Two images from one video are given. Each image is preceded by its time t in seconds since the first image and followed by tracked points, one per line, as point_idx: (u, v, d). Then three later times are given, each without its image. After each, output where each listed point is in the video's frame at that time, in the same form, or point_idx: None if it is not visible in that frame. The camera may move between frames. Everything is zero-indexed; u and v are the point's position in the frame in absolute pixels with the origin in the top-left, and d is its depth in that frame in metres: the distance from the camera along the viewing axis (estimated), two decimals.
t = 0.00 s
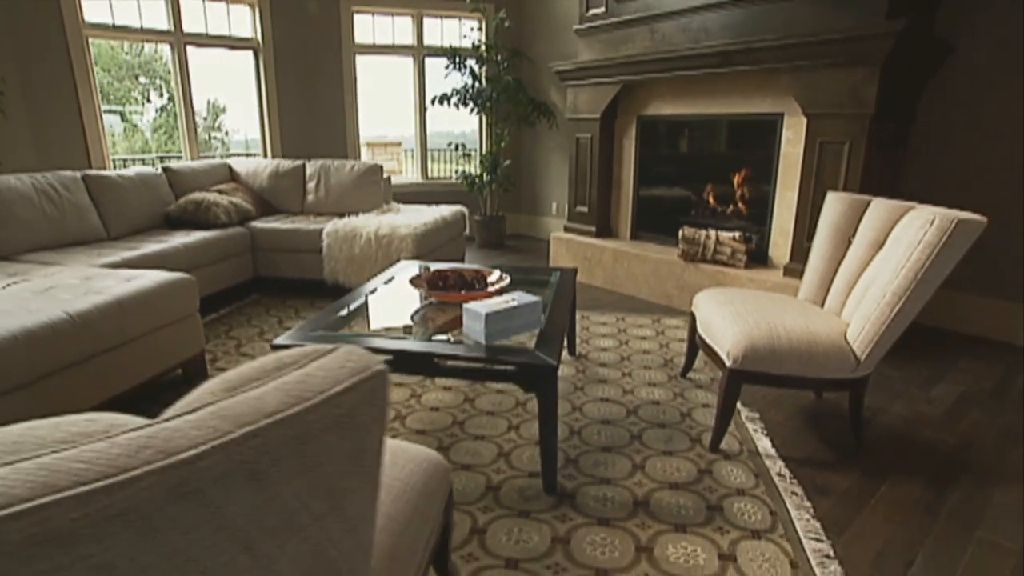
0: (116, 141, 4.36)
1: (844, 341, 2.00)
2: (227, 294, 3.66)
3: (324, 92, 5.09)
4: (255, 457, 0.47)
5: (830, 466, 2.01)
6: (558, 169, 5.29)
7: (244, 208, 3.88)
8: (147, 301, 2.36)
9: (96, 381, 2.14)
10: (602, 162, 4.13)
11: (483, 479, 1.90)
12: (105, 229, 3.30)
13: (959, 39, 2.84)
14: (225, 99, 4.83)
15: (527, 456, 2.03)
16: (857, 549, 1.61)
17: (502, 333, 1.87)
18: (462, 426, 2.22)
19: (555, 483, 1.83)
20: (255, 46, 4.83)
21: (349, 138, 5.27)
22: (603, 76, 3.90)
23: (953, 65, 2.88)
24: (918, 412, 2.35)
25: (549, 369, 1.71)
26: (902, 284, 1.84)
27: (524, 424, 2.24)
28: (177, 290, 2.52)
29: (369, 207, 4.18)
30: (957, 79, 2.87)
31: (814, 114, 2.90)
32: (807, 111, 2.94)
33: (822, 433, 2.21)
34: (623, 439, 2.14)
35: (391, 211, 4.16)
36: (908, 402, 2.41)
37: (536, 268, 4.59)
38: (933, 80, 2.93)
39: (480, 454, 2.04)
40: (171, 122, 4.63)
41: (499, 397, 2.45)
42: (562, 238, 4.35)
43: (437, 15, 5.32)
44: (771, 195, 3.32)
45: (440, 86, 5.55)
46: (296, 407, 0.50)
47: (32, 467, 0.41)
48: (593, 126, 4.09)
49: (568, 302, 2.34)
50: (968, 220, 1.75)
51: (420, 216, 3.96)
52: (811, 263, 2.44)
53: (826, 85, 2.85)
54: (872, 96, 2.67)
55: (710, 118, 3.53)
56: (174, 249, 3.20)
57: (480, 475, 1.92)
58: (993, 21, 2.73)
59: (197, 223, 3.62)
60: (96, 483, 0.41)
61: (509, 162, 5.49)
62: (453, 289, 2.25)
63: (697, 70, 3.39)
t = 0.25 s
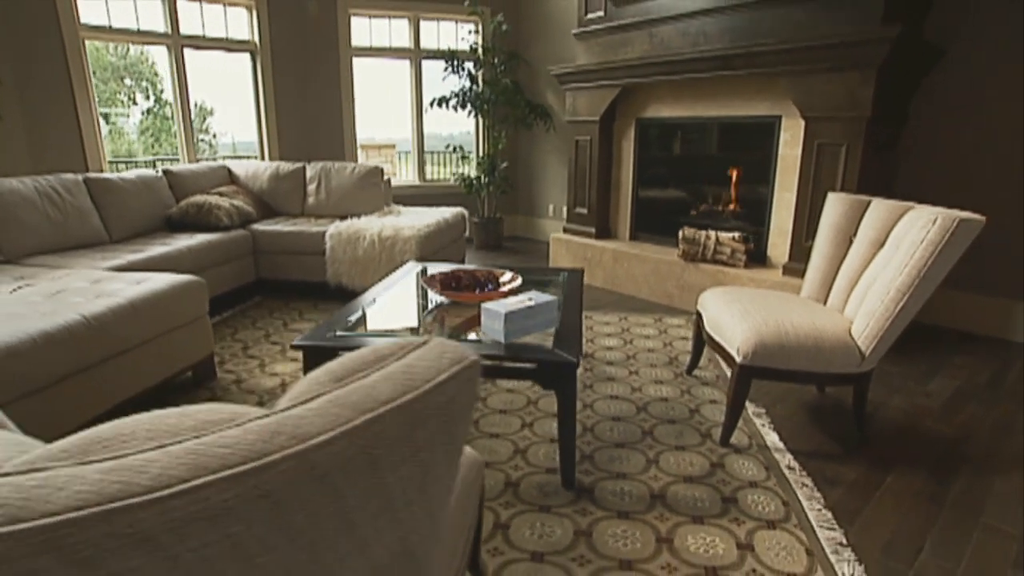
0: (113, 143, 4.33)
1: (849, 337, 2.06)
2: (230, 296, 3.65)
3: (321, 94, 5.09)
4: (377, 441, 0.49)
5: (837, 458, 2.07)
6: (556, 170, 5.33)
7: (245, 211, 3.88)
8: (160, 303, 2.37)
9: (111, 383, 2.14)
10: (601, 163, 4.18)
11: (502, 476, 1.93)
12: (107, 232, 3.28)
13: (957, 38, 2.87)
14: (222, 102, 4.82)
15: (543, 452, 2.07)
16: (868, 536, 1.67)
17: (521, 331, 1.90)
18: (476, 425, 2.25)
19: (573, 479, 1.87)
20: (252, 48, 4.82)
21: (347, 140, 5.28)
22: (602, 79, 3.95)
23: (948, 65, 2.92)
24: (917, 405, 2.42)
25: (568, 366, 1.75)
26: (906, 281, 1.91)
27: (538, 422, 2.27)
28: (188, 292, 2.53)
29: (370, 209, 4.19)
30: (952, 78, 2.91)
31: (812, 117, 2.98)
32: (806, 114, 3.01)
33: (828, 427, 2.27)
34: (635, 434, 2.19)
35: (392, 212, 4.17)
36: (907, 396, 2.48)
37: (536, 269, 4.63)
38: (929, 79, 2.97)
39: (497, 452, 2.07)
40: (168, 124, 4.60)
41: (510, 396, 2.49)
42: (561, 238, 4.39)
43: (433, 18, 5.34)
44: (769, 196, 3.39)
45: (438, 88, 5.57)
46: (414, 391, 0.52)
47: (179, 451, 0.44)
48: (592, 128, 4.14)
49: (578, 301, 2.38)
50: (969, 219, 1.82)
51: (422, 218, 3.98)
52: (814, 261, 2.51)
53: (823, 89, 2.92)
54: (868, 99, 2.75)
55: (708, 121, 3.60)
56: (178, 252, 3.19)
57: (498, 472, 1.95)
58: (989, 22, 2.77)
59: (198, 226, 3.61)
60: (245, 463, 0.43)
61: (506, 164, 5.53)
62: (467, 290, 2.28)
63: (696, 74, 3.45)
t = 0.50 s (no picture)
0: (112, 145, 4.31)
1: (854, 333, 2.12)
2: (233, 298, 3.64)
3: (319, 96, 5.10)
4: (483, 424, 0.53)
5: (844, 451, 2.13)
6: (554, 172, 5.38)
7: (247, 212, 3.87)
8: (172, 304, 2.37)
9: (126, 384, 2.14)
10: (601, 165, 4.23)
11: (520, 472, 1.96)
12: (110, 233, 3.26)
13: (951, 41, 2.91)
14: (221, 103, 4.81)
15: (559, 448, 2.10)
16: (878, 525, 1.73)
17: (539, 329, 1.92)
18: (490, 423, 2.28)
19: (591, 474, 1.90)
20: (250, 49, 4.81)
21: (345, 142, 5.28)
22: (602, 81, 4.01)
23: (943, 68, 2.96)
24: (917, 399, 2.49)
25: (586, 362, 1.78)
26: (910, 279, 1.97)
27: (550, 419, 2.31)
28: (199, 292, 2.53)
29: (372, 210, 4.20)
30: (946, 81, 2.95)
31: (811, 119, 3.04)
32: (806, 116, 3.07)
33: (833, 421, 2.33)
34: (647, 430, 2.23)
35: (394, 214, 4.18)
36: (907, 390, 2.55)
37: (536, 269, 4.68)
38: (922, 81, 3.02)
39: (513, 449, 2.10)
40: (166, 126, 4.59)
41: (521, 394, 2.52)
42: (562, 239, 4.44)
43: (431, 20, 5.37)
44: (769, 197, 3.45)
45: (435, 90, 5.60)
46: (514, 377, 0.55)
47: (306, 435, 0.46)
48: (592, 130, 4.19)
49: (589, 298, 2.42)
50: (971, 218, 1.89)
51: (424, 219, 4.00)
52: (816, 260, 2.57)
53: (821, 92, 2.99)
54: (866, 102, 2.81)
55: (708, 122, 3.66)
56: (182, 254, 3.18)
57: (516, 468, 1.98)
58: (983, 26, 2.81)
59: (201, 227, 3.60)
60: (376, 446, 0.45)
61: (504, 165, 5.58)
62: (481, 290, 2.31)
63: (696, 77, 3.50)
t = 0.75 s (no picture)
0: (113, 146, 4.29)
1: (862, 329, 2.17)
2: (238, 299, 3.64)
3: (320, 96, 5.10)
4: (577, 408, 0.56)
5: (853, 444, 2.18)
6: (554, 172, 5.42)
7: (252, 213, 3.87)
8: (186, 305, 2.37)
9: (144, 385, 2.14)
10: (603, 165, 4.27)
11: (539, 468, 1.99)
12: (115, 234, 3.25)
13: (948, 44, 2.98)
14: (222, 104, 4.81)
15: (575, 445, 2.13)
16: (892, 515, 1.78)
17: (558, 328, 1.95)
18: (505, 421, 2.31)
19: (610, 469, 1.94)
20: (251, 50, 4.81)
21: (345, 142, 5.29)
22: (604, 83, 4.05)
23: (941, 69, 3.03)
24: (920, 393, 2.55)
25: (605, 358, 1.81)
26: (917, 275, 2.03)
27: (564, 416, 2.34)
28: (211, 293, 2.53)
29: (376, 210, 4.22)
30: (943, 84, 3.02)
31: (813, 120, 3.10)
32: (808, 117, 3.12)
33: (840, 416, 2.38)
34: (660, 426, 2.27)
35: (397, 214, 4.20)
36: (910, 385, 2.61)
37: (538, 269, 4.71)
38: (921, 81, 3.09)
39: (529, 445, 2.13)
40: (167, 126, 4.57)
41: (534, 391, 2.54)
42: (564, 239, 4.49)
43: (431, 21, 5.39)
44: (770, 197, 3.50)
45: (435, 91, 5.62)
46: (602, 364, 0.59)
47: (425, 420, 0.48)
48: (594, 131, 4.24)
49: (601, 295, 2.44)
50: (976, 217, 1.95)
51: (429, 219, 4.03)
52: (821, 258, 2.62)
53: (823, 93, 3.04)
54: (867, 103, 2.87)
55: (710, 123, 3.71)
56: (189, 255, 3.18)
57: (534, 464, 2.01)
58: (979, 29, 2.88)
59: (207, 228, 3.60)
60: (494, 429, 0.48)
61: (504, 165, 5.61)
62: (496, 289, 2.34)
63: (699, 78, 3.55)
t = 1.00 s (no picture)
0: (113, 148, 4.26)
1: (870, 326, 2.22)
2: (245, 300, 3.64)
3: (321, 98, 5.11)
4: (663, 394, 0.60)
5: (862, 438, 2.23)
6: (554, 174, 5.46)
7: (257, 215, 3.87)
8: (202, 306, 2.38)
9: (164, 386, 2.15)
10: (606, 167, 4.33)
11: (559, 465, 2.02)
12: (122, 236, 3.24)
13: (945, 47, 3.06)
14: (223, 105, 4.80)
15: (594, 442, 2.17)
16: (905, 506, 1.83)
17: (575, 327, 2.00)
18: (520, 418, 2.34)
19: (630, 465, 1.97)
20: (252, 51, 4.80)
21: (346, 144, 5.30)
22: (607, 85, 4.10)
23: (939, 72, 3.10)
24: (924, 388, 2.61)
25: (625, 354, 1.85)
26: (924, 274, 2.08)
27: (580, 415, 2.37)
28: (225, 294, 2.53)
29: (380, 212, 4.23)
30: (940, 87, 3.11)
31: (815, 122, 3.16)
32: (810, 120, 3.18)
33: (847, 412, 2.43)
34: (675, 423, 2.31)
35: (402, 215, 4.22)
36: (913, 381, 2.67)
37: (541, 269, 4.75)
38: (919, 84, 3.16)
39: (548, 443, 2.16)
40: (168, 128, 4.56)
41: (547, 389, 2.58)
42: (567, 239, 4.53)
43: (431, 23, 5.41)
44: (772, 197, 3.56)
45: (436, 92, 5.64)
46: (683, 354, 0.63)
47: (537, 407, 0.51)
48: (597, 132, 4.29)
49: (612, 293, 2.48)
50: (982, 217, 2.01)
51: (434, 219, 4.05)
52: (827, 257, 2.67)
53: (825, 96, 3.10)
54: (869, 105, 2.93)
55: (712, 124, 3.76)
56: (197, 257, 3.18)
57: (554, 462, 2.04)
58: (976, 33, 2.96)
59: (213, 230, 3.60)
60: (602, 413, 0.52)
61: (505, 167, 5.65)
62: (511, 288, 2.38)
63: (701, 81, 3.60)
